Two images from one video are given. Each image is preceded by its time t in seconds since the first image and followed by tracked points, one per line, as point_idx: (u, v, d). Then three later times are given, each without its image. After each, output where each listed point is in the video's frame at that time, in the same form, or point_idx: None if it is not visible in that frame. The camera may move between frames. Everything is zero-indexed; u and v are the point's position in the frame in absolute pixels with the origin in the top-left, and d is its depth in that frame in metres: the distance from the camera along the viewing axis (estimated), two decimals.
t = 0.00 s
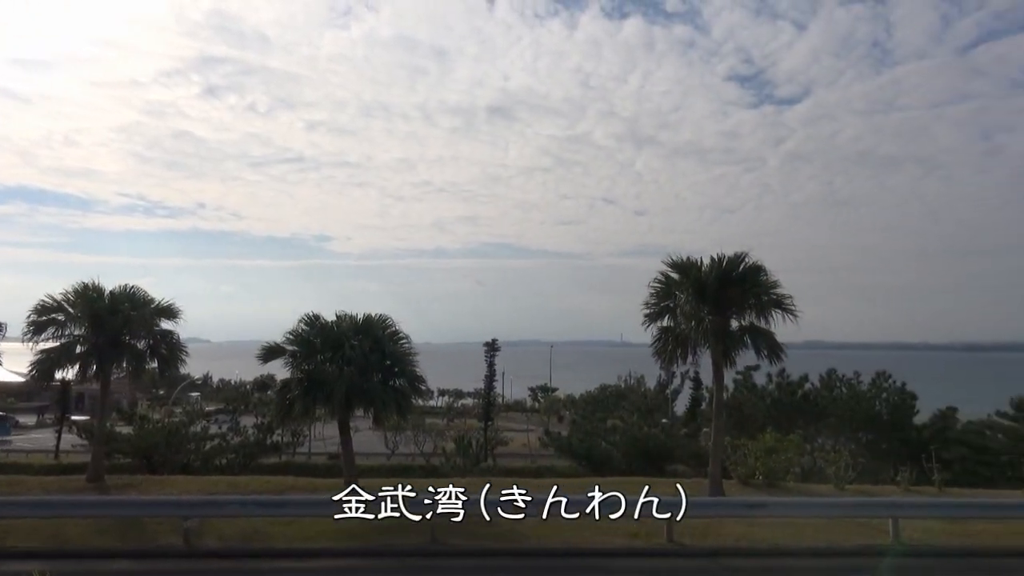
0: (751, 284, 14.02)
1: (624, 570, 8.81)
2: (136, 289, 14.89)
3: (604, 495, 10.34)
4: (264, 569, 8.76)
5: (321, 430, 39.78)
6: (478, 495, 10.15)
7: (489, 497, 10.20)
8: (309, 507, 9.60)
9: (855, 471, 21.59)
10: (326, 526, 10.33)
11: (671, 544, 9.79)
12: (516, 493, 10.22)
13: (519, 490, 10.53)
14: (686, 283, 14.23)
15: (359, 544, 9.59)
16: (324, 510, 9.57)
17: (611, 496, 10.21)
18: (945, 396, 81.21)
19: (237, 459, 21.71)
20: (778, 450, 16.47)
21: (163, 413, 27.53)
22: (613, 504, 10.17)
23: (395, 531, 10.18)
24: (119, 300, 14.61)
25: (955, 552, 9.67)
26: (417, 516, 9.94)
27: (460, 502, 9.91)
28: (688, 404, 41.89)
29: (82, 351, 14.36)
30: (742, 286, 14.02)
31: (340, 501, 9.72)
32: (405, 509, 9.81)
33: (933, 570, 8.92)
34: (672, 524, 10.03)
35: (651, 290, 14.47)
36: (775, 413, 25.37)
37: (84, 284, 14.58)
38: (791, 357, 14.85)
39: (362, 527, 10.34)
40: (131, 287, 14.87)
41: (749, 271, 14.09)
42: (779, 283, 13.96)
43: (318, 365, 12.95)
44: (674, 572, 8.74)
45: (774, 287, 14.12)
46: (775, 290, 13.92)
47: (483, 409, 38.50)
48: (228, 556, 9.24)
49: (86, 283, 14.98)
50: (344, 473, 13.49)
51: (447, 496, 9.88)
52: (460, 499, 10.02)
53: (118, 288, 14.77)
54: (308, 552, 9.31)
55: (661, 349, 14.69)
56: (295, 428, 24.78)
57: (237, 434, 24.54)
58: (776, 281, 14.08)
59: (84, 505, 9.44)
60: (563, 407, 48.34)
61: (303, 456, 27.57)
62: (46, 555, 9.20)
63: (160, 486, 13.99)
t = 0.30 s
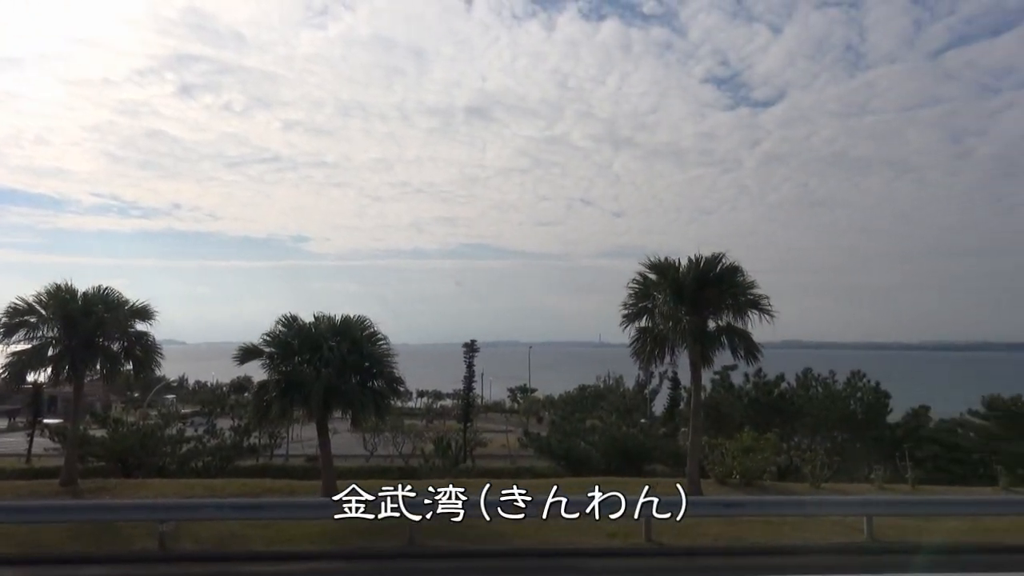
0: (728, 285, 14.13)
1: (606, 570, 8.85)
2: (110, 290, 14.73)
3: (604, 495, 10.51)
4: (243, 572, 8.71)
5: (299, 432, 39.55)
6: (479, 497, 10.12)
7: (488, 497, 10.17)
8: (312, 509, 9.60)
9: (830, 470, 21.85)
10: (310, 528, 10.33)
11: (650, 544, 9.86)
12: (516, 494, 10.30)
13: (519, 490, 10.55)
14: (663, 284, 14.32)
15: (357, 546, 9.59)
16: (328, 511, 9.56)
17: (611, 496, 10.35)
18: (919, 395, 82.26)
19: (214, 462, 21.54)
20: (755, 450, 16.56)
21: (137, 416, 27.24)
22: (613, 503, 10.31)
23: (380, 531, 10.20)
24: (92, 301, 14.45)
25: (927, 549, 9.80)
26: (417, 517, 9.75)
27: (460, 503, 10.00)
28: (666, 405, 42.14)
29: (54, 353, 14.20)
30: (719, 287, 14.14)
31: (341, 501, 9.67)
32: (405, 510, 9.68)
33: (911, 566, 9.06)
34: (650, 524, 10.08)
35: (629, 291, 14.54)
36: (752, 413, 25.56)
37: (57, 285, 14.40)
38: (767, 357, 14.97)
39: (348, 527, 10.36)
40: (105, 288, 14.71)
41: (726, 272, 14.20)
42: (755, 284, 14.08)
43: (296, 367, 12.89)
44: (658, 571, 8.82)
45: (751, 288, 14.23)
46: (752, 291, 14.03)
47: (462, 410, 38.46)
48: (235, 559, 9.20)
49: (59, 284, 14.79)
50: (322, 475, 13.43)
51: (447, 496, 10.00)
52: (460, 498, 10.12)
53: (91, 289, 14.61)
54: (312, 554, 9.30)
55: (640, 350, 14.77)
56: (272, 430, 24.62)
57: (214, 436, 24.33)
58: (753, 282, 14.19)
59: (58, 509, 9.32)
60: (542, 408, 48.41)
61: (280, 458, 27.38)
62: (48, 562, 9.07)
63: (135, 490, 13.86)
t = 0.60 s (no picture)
0: (707, 286, 14.22)
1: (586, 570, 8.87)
2: (85, 291, 14.57)
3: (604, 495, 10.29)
4: None
5: (277, 434, 39.31)
6: (479, 499, 10.06)
7: (488, 499, 10.08)
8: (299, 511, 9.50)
9: (807, 470, 22.07)
10: (287, 531, 10.26)
11: (630, 544, 9.91)
12: (515, 496, 10.25)
13: (519, 490, 10.60)
14: (643, 286, 14.38)
15: (339, 549, 9.52)
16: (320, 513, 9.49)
17: (611, 496, 10.17)
18: (895, 395, 83.06)
19: (191, 464, 21.37)
20: (732, 449, 16.65)
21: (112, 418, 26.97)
22: (613, 504, 10.12)
23: (360, 533, 10.17)
24: (67, 302, 14.29)
25: (902, 548, 9.92)
26: (416, 516, 9.94)
27: (459, 503, 9.93)
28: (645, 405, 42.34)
29: (28, 355, 14.02)
30: (698, 288, 14.23)
31: (340, 501, 9.67)
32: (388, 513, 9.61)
33: (890, 565, 9.15)
34: (630, 525, 10.11)
35: (609, 292, 14.59)
36: (730, 413, 25.74)
37: (30, 286, 14.22)
38: (745, 358, 15.07)
39: (327, 530, 10.30)
40: (79, 288, 14.55)
41: (705, 274, 14.29)
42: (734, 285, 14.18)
43: (274, 369, 12.81)
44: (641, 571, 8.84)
45: (729, 290, 14.32)
46: (730, 292, 14.13)
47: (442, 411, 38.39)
48: (216, 562, 9.13)
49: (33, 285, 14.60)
50: (302, 478, 13.36)
51: (447, 497, 10.05)
52: (460, 499, 10.06)
53: (66, 290, 14.44)
54: (294, 557, 9.24)
55: (619, 351, 14.83)
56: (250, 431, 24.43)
57: (191, 438, 24.12)
58: (731, 284, 14.29)
59: (32, 513, 9.20)
60: (522, 409, 48.45)
61: (258, 460, 27.20)
62: (24, 566, 8.95)
63: (111, 493, 13.72)
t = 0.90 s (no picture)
0: (680, 287, 14.32)
1: (562, 569, 8.89)
2: (52, 290, 14.37)
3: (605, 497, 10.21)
4: None
5: (249, 435, 39.00)
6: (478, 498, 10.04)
7: (487, 498, 10.11)
8: (271, 513, 9.38)
9: (778, 468, 22.30)
10: (259, 532, 10.18)
11: (602, 543, 9.96)
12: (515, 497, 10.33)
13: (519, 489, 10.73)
14: (617, 286, 14.46)
15: (312, 551, 9.46)
16: (294, 515, 9.39)
17: (612, 497, 10.06)
18: (867, 395, 84.11)
19: (162, 466, 21.14)
20: (705, 449, 16.78)
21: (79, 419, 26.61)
22: (608, 505, 10.04)
23: (334, 534, 10.12)
24: (33, 301, 14.08)
25: (871, 544, 10.06)
26: (417, 516, 9.88)
27: (460, 503, 9.88)
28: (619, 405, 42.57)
29: None
30: (671, 288, 14.33)
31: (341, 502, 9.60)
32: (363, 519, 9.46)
33: (859, 561, 9.31)
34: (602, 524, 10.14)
35: (583, 292, 14.65)
36: (702, 413, 25.93)
37: None
38: (718, 358, 15.18)
39: (301, 531, 10.24)
40: (46, 287, 14.34)
41: (678, 274, 14.39)
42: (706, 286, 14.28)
43: (246, 369, 12.71)
44: (616, 569, 8.89)
45: (702, 290, 14.43)
46: (703, 293, 14.23)
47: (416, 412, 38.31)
48: (187, 566, 9.04)
49: None
50: (274, 479, 13.27)
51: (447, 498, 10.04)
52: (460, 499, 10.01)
53: (32, 289, 14.22)
54: (267, 559, 9.17)
55: (593, 351, 14.89)
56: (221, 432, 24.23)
57: (161, 440, 23.86)
58: (704, 285, 14.39)
59: None
60: (497, 409, 48.48)
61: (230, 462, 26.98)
62: None
63: (78, 495, 13.53)
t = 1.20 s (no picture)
0: (656, 287, 14.40)
1: (539, 569, 8.88)
2: (22, 289, 14.16)
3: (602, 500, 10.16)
4: None
5: (224, 436, 38.68)
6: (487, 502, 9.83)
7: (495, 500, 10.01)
8: (248, 513, 9.31)
9: (752, 467, 22.48)
10: (233, 534, 10.09)
11: (579, 542, 9.98)
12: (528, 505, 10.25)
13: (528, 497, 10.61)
14: (594, 286, 14.50)
15: (287, 552, 9.40)
16: (269, 516, 9.31)
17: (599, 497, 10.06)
18: (841, 394, 85.04)
19: (134, 467, 20.92)
20: (681, 448, 16.88)
21: (50, 420, 26.26)
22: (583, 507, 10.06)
23: (308, 536, 10.06)
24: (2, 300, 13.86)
25: (844, 542, 10.17)
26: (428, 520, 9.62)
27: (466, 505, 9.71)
28: (596, 405, 42.70)
29: None
30: (648, 288, 14.39)
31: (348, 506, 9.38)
32: (339, 520, 9.40)
33: (832, 558, 9.41)
34: (579, 524, 10.14)
35: (560, 292, 14.68)
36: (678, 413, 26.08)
37: None
38: (694, 357, 15.27)
39: (276, 532, 10.16)
40: (16, 286, 14.13)
41: (655, 274, 14.46)
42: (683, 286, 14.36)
43: (220, 369, 12.60)
44: (592, 569, 8.90)
45: (678, 290, 14.50)
46: (679, 293, 14.30)
47: (393, 411, 38.19)
48: (160, 568, 8.95)
49: None
50: (249, 480, 13.19)
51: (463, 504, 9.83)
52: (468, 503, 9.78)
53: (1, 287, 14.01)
54: (242, 561, 9.11)
55: (571, 350, 14.93)
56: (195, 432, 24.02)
57: (133, 441, 23.60)
58: (680, 285, 14.47)
59: None
60: (474, 408, 48.46)
61: (204, 462, 26.74)
62: None
63: (48, 497, 13.36)
